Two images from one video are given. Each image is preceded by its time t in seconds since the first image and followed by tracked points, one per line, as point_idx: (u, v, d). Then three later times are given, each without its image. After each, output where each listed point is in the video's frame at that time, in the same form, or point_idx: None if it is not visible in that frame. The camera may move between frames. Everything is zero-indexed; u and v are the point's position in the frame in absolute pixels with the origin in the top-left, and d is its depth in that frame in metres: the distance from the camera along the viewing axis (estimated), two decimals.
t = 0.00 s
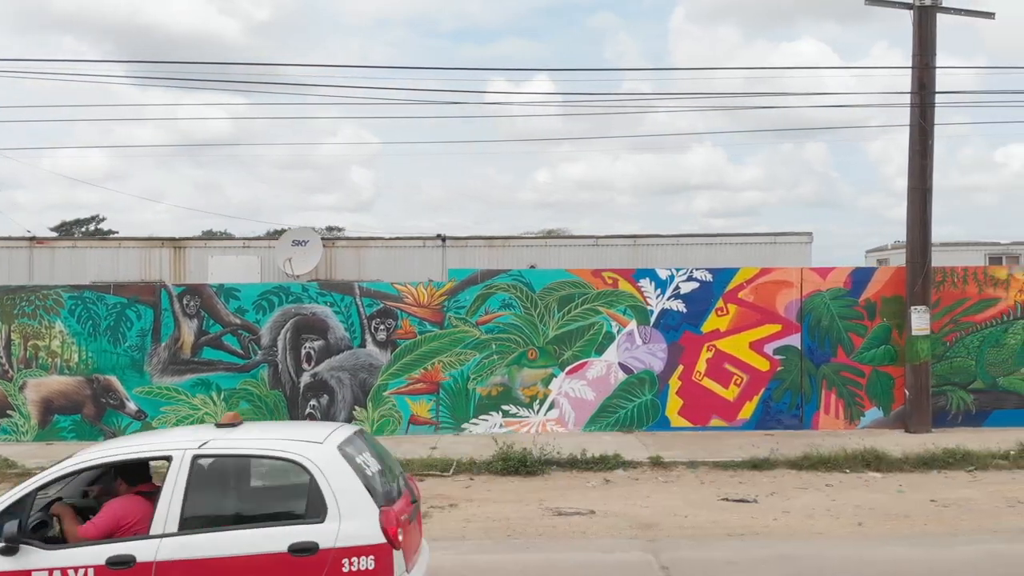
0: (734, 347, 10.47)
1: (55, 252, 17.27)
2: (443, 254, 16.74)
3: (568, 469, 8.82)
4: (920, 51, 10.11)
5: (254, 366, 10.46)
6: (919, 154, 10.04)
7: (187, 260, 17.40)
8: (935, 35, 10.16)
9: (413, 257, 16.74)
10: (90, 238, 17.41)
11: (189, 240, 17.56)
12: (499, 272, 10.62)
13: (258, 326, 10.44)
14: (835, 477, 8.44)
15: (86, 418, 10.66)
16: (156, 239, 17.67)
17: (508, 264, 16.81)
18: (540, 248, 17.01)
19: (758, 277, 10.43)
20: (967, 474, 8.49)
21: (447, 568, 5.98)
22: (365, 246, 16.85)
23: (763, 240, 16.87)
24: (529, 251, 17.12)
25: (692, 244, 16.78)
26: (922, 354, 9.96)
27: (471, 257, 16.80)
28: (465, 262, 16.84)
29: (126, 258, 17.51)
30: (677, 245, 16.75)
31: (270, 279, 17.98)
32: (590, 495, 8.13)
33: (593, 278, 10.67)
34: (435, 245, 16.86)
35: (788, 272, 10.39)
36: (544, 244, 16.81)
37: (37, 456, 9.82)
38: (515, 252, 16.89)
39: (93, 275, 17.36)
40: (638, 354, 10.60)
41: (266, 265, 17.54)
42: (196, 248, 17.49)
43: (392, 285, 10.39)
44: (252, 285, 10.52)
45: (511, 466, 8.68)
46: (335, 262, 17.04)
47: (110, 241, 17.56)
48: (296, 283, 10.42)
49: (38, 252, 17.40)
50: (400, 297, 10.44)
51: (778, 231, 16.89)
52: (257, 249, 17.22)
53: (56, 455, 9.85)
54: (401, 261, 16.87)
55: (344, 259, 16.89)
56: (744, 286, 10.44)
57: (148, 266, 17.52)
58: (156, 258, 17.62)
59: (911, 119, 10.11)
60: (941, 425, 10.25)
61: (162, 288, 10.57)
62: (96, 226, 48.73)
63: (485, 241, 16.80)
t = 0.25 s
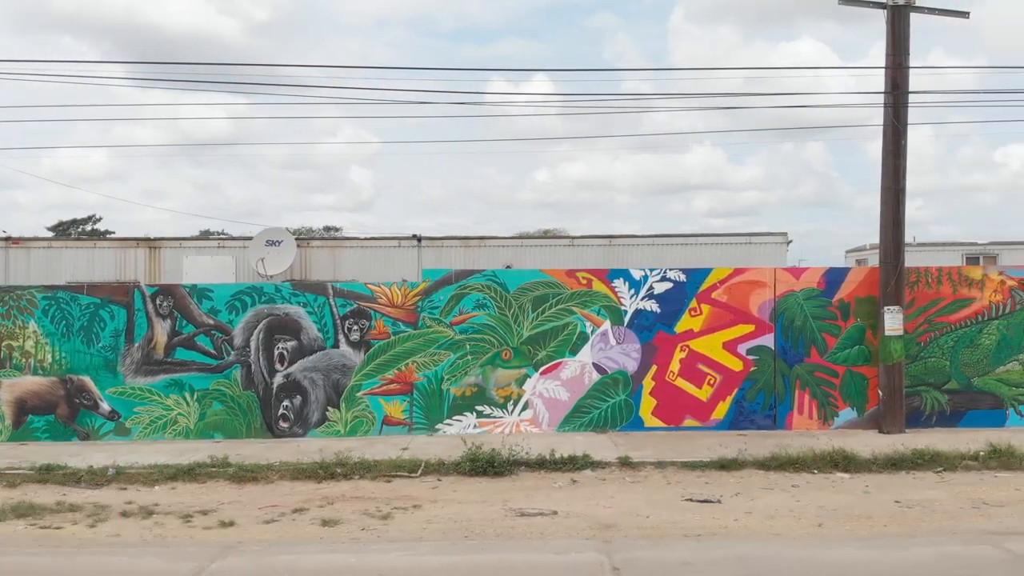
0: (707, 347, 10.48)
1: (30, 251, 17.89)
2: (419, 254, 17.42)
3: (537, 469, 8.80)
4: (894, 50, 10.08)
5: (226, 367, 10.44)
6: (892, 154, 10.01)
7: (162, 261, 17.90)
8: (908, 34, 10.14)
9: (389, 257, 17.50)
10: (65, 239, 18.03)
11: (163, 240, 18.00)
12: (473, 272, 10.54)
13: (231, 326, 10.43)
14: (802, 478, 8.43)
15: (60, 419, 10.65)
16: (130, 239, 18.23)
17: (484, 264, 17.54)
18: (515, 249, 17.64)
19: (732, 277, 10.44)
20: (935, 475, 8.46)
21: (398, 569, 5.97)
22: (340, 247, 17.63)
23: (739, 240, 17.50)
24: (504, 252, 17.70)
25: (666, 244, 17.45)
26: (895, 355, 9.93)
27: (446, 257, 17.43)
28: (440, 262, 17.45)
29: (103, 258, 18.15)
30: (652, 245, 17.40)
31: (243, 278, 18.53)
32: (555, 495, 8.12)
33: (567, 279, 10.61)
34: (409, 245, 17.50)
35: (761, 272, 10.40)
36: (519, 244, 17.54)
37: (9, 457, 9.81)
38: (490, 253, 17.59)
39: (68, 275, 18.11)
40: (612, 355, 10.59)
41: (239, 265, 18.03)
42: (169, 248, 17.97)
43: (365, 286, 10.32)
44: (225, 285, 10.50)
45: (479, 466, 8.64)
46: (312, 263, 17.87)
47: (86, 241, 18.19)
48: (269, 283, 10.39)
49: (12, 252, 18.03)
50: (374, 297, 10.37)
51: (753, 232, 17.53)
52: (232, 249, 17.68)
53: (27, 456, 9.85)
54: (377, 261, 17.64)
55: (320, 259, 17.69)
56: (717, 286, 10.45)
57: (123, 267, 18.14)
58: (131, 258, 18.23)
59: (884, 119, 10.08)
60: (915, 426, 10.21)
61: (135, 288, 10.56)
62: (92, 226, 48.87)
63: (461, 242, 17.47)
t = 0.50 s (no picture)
0: (681, 347, 10.50)
1: (7, 252, 19.67)
2: (394, 254, 18.85)
3: (505, 469, 8.77)
4: (867, 49, 10.06)
5: (200, 367, 10.43)
6: (865, 154, 9.98)
7: (137, 262, 19.51)
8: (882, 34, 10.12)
9: (364, 256, 18.79)
10: (41, 240, 19.70)
11: (140, 241, 19.68)
12: (448, 272, 10.51)
13: (204, 326, 10.42)
14: (769, 478, 8.42)
15: (34, 419, 10.62)
16: (106, 240, 19.96)
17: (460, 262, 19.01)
18: (492, 249, 19.16)
19: (705, 277, 10.46)
20: (903, 475, 8.43)
21: (349, 569, 5.96)
22: (315, 246, 19.02)
23: (716, 240, 18.75)
24: (480, 251, 19.24)
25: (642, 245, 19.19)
26: (868, 355, 9.92)
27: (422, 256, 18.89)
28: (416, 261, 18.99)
29: (78, 258, 19.78)
30: (626, 243, 19.08)
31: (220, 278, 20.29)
32: (521, 495, 8.09)
33: (541, 279, 10.56)
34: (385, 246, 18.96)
35: (734, 272, 10.43)
36: (494, 245, 18.94)
37: None
38: (465, 252, 19.20)
39: (43, 275, 19.67)
40: (586, 355, 10.56)
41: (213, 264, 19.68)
42: (144, 248, 19.62)
43: (338, 286, 10.28)
44: (199, 285, 10.49)
45: (446, 467, 8.60)
46: (287, 262, 19.22)
47: (60, 242, 19.89)
48: (242, 283, 10.38)
49: None
50: (348, 297, 10.32)
51: (730, 232, 18.77)
52: (207, 249, 19.40)
53: None
54: (349, 260, 18.87)
55: (295, 259, 19.00)
56: (690, 286, 10.48)
57: (98, 266, 19.70)
58: (107, 259, 19.95)
59: (857, 119, 10.07)
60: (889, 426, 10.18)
61: (109, 288, 10.54)
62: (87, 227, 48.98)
63: (437, 242, 18.85)
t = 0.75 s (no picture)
0: (655, 347, 10.52)
1: None
2: (370, 253, 19.90)
3: (474, 471, 8.71)
4: (840, 49, 10.04)
5: (173, 367, 10.43)
6: (838, 154, 9.98)
7: (113, 261, 20.53)
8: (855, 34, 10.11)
9: (340, 255, 19.92)
10: (19, 240, 20.83)
11: (115, 242, 20.72)
12: (422, 272, 10.43)
13: (177, 326, 10.42)
14: (736, 478, 8.42)
15: (8, 419, 10.60)
16: (82, 241, 21.11)
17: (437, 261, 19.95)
18: (469, 249, 20.13)
19: (679, 277, 10.48)
20: (870, 476, 8.42)
21: (301, 570, 5.95)
22: (291, 246, 20.25)
23: (690, 242, 19.94)
24: (458, 251, 20.22)
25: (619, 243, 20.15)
26: (841, 355, 9.92)
27: (399, 256, 19.90)
28: (393, 260, 19.95)
29: (54, 258, 20.93)
30: (602, 245, 19.88)
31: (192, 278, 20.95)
32: (486, 495, 8.08)
33: (516, 279, 10.52)
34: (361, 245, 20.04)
35: (708, 272, 10.46)
36: (471, 245, 19.90)
37: None
38: (442, 251, 20.11)
39: (21, 274, 20.81)
40: (560, 355, 10.53)
41: (188, 265, 20.62)
42: (121, 248, 20.57)
43: (312, 286, 10.25)
44: (173, 286, 10.49)
45: (414, 467, 8.56)
46: (264, 262, 20.35)
47: (37, 243, 20.95)
48: (216, 283, 10.38)
49: None
50: (321, 297, 10.28)
51: (705, 234, 19.86)
52: (181, 250, 20.36)
53: None
54: (325, 259, 20.03)
55: (271, 258, 20.24)
56: (664, 286, 10.49)
57: (75, 266, 20.67)
58: (82, 258, 21.00)
59: (830, 119, 10.07)
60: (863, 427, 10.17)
61: (83, 288, 10.53)
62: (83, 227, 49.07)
63: (413, 242, 19.92)
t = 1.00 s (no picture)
0: (629, 348, 10.52)
1: None
2: (346, 253, 20.12)
3: (442, 471, 8.67)
4: (813, 49, 10.03)
5: (147, 368, 10.42)
6: (811, 155, 9.98)
7: (89, 261, 20.74)
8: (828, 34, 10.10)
9: (316, 256, 20.17)
10: None
11: (90, 242, 20.91)
12: (396, 272, 10.37)
13: (151, 327, 10.41)
14: (704, 478, 8.42)
15: None
16: (57, 241, 21.20)
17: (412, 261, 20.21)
18: (445, 249, 20.38)
19: (653, 277, 10.49)
20: (837, 476, 8.40)
21: (253, 570, 5.94)
22: (266, 247, 20.49)
23: (666, 242, 20.16)
24: (434, 251, 20.46)
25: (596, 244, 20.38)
26: (814, 356, 9.91)
27: (375, 256, 20.18)
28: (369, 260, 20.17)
29: (30, 258, 21.09)
30: (578, 245, 20.19)
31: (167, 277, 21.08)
32: (451, 495, 8.06)
33: (490, 278, 10.47)
34: (336, 245, 20.31)
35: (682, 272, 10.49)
36: (447, 245, 20.14)
37: None
38: (418, 251, 20.35)
39: None
40: (535, 355, 10.49)
41: (163, 266, 20.62)
42: (95, 248, 20.79)
43: (285, 286, 10.24)
44: (147, 286, 10.49)
45: (382, 468, 8.51)
46: (238, 262, 20.60)
47: (13, 243, 21.11)
48: (190, 283, 10.39)
49: None
50: (295, 298, 10.26)
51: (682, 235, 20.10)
52: (156, 250, 20.45)
53: None
54: (301, 259, 20.29)
55: (246, 258, 20.50)
56: (639, 286, 10.50)
57: (51, 266, 20.90)
58: (58, 258, 21.07)
59: (804, 119, 10.07)
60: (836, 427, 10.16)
61: (57, 288, 10.51)
62: (78, 228, 49.23)
63: (388, 242, 20.17)
